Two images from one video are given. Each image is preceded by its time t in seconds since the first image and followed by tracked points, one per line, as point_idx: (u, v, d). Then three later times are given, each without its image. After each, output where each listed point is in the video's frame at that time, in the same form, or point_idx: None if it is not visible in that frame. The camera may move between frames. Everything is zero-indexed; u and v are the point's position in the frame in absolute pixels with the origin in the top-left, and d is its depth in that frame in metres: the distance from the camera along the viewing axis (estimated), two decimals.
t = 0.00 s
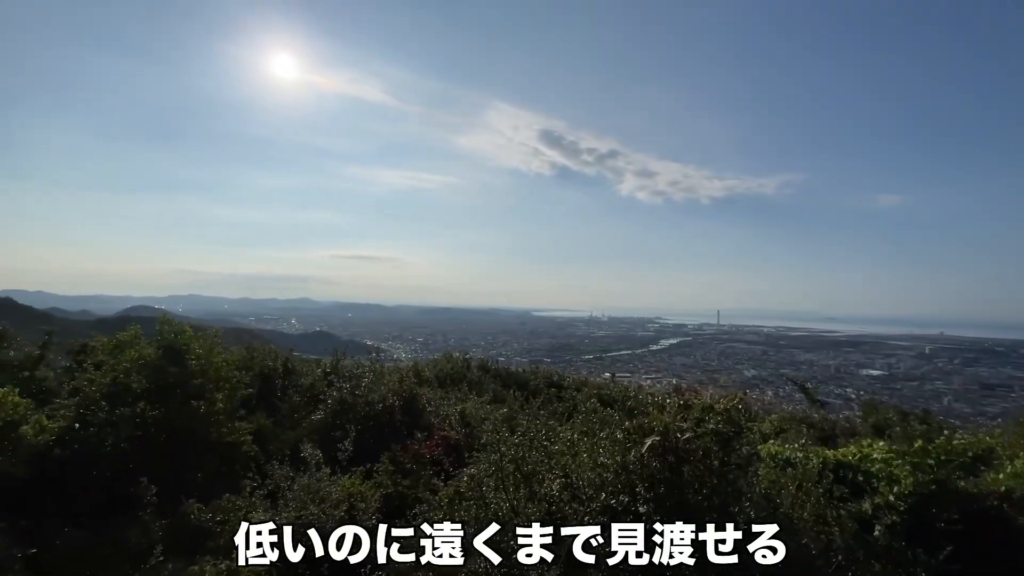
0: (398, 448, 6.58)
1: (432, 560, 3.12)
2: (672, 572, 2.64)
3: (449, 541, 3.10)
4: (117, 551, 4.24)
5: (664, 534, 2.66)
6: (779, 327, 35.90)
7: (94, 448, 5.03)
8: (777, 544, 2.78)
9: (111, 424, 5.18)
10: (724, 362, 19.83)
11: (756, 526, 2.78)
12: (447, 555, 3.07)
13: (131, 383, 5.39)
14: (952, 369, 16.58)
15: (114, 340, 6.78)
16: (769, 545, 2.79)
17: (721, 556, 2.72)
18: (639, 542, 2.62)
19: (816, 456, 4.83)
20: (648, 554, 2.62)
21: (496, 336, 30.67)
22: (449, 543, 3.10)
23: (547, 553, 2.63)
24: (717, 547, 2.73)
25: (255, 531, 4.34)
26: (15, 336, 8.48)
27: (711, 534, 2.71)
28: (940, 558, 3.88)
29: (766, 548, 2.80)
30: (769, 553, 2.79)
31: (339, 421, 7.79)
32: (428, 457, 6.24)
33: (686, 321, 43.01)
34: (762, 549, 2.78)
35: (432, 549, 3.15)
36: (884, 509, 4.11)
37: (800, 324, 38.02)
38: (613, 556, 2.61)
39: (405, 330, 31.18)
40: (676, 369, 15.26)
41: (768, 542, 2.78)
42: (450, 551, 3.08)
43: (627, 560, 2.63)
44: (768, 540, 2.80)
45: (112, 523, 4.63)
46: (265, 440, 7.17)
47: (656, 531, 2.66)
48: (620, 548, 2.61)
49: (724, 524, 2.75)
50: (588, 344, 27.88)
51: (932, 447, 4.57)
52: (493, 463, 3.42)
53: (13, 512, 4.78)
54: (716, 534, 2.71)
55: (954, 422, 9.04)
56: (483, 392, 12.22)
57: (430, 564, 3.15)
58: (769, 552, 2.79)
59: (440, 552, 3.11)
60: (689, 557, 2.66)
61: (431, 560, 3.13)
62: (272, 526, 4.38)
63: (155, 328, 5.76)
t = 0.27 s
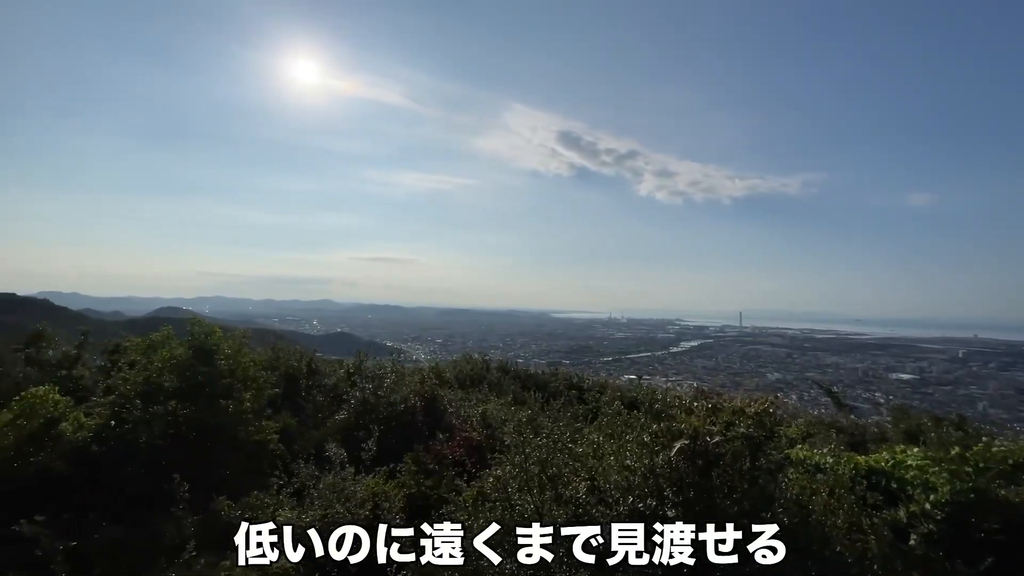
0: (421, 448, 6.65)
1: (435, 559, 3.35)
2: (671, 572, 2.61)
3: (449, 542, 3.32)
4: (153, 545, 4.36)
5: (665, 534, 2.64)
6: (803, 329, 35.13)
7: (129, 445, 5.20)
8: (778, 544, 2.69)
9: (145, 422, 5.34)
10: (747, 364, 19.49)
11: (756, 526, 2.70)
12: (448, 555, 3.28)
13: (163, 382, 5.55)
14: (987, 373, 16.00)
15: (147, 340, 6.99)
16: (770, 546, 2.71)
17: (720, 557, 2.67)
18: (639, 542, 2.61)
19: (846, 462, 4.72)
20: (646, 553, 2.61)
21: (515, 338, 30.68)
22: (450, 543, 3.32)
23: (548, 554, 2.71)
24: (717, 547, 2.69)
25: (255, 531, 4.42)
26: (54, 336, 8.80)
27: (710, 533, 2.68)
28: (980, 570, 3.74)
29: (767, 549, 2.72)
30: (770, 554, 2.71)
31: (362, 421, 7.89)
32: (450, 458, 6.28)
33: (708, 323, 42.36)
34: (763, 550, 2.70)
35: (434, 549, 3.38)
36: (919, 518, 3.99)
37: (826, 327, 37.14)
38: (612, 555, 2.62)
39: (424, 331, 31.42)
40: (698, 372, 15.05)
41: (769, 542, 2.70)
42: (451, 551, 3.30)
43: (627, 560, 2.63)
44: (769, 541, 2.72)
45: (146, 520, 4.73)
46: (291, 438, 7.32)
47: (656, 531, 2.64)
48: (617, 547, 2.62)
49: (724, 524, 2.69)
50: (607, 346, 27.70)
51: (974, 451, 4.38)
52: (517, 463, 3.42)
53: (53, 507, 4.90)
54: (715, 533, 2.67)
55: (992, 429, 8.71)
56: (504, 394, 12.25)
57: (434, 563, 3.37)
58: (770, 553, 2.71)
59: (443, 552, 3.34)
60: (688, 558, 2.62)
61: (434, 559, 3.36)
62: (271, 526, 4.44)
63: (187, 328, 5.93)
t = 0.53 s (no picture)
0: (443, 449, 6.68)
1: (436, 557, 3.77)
2: (672, 573, 2.59)
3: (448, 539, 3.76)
4: (187, 538, 4.49)
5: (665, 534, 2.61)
6: (831, 332, 34.24)
7: (161, 442, 5.28)
8: (778, 544, 2.62)
9: (178, 420, 5.47)
10: (772, 367, 19.09)
11: (756, 526, 2.63)
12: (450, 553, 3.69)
13: (194, 382, 5.72)
14: None
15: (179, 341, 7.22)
16: (770, 546, 2.64)
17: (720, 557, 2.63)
18: (639, 542, 2.61)
19: (881, 470, 4.58)
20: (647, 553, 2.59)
21: (535, 339, 30.63)
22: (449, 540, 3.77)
23: (548, 556, 2.72)
24: (716, 547, 2.64)
25: (255, 531, 4.36)
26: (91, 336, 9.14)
27: (711, 533, 2.63)
28: None
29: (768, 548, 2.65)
30: (770, 554, 2.63)
31: (385, 422, 7.97)
32: (472, 459, 6.29)
33: (731, 326, 41.62)
34: (764, 550, 2.63)
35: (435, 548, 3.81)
36: (959, 528, 3.84)
37: (854, 329, 36.14)
38: (611, 556, 2.62)
39: (444, 333, 31.63)
40: (722, 375, 14.79)
41: (769, 542, 2.64)
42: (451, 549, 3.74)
43: (627, 560, 2.63)
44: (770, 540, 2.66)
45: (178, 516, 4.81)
46: (316, 438, 7.45)
47: (656, 531, 2.61)
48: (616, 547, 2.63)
49: (725, 524, 2.65)
50: (628, 348, 27.44)
51: (1021, 459, 4.18)
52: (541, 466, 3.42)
53: (91, 500, 5.04)
54: (716, 533, 2.62)
55: None
56: (525, 396, 12.23)
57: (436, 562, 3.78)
58: (771, 553, 2.63)
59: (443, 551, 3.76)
60: (688, 558, 2.59)
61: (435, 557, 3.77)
62: (271, 526, 4.37)
63: (216, 329, 6.10)
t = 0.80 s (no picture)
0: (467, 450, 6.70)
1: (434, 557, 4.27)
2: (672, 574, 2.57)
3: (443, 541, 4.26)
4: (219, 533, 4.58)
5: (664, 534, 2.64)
6: (861, 335, 33.23)
7: (194, 441, 5.39)
8: (777, 544, 2.67)
9: (209, 419, 5.55)
10: (799, 371, 18.59)
11: (755, 526, 2.67)
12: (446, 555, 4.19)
13: (225, 382, 5.86)
14: None
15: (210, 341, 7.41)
16: (770, 546, 2.69)
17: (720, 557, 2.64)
18: (639, 542, 2.62)
19: (920, 478, 4.41)
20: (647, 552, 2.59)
21: (555, 341, 30.49)
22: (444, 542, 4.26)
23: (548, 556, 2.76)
24: (716, 547, 2.65)
25: (255, 531, 4.42)
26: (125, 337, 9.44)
27: (710, 533, 2.65)
28: None
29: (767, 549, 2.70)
30: (770, 555, 2.68)
31: (409, 423, 8.03)
32: (496, 461, 6.28)
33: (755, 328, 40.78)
34: (764, 550, 2.68)
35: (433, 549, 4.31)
36: (1005, 540, 3.68)
37: (885, 332, 35.01)
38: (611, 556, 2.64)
39: (464, 335, 31.70)
40: (747, 379, 14.47)
41: (770, 542, 2.68)
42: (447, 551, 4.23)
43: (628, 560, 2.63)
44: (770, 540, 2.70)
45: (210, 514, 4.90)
46: (341, 438, 7.55)
47: (656, 531, 2.63)
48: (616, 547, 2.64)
49: (724, 524, 2.67)
50: (649, 350, 27.08)
51: None
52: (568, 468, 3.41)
53: (128, 496, 5.19)
54: (715, 533, 2.64)
55: None
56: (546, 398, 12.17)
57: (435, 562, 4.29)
58: (771, 553, 2.68)
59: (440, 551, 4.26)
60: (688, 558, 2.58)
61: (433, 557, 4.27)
62: (272, 526, 4.44)
63: (245, 330, 6.25)
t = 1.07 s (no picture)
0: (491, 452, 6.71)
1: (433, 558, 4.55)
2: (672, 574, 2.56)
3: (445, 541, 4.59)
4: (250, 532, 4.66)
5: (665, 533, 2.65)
6: (895, 338, 32.11)
7: (226, 439, 5.54)
8: (778, 545, 2.62)
9: (242, 418, 5.75)
10: (829, 375, 18.05)
11: (756, 526, 2.64)
12: (446, 555, 4.53)
13: (256, 382, 6.02)
14: None
15: (241, 342, 7.59)
16: (769, 545, 2.63)
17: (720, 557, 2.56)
18: (639, 543, 2.69)
19: (963, 487, 4.23)
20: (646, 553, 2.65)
21: (576, 344, 30.34)
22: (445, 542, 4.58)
23: (547, 556, 2.89)
24: (716, 547, 2.58)
25: (255, 531, 4.41)
26: (160, 338, 9.76)
27: (710, 533, 2.60)
28: None
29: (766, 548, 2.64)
30: (767, 555, 2.61)
31: (433, 424, 8.09)
32: (521, 463, 6.28)
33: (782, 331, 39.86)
34: (762, 550, 2.62)
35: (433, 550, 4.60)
36: None
37: (921, 335, 33.76)
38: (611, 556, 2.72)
39: (485, 337, 31.74)
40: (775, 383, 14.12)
41: (769, 542, 2.64)
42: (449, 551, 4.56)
43: (628, 560, 2.70)
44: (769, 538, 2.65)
45: (244, 511, 5.00)
46: (367, 438, 7.66)
47: (656, 531, 2.68)
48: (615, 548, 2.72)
49: (725, 524, 2.62)
50: (673, 353, 26.66)
51: None
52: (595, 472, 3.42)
53: (165, 494, 5.28)
54: (715, 533, 2.59)
55: None
56: (569, 401, 12.10)
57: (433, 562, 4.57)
58: (769, 553, 2.62)
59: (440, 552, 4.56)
60: (688, 558, 2.55)
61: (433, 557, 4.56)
62: (271, 526, 4.41)
63: (275, 331, 6.41)
